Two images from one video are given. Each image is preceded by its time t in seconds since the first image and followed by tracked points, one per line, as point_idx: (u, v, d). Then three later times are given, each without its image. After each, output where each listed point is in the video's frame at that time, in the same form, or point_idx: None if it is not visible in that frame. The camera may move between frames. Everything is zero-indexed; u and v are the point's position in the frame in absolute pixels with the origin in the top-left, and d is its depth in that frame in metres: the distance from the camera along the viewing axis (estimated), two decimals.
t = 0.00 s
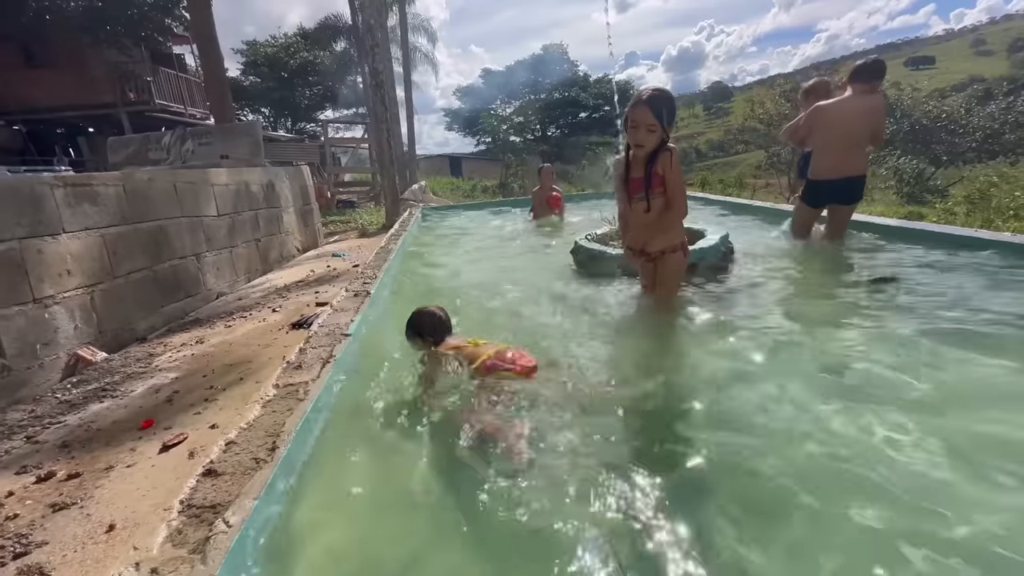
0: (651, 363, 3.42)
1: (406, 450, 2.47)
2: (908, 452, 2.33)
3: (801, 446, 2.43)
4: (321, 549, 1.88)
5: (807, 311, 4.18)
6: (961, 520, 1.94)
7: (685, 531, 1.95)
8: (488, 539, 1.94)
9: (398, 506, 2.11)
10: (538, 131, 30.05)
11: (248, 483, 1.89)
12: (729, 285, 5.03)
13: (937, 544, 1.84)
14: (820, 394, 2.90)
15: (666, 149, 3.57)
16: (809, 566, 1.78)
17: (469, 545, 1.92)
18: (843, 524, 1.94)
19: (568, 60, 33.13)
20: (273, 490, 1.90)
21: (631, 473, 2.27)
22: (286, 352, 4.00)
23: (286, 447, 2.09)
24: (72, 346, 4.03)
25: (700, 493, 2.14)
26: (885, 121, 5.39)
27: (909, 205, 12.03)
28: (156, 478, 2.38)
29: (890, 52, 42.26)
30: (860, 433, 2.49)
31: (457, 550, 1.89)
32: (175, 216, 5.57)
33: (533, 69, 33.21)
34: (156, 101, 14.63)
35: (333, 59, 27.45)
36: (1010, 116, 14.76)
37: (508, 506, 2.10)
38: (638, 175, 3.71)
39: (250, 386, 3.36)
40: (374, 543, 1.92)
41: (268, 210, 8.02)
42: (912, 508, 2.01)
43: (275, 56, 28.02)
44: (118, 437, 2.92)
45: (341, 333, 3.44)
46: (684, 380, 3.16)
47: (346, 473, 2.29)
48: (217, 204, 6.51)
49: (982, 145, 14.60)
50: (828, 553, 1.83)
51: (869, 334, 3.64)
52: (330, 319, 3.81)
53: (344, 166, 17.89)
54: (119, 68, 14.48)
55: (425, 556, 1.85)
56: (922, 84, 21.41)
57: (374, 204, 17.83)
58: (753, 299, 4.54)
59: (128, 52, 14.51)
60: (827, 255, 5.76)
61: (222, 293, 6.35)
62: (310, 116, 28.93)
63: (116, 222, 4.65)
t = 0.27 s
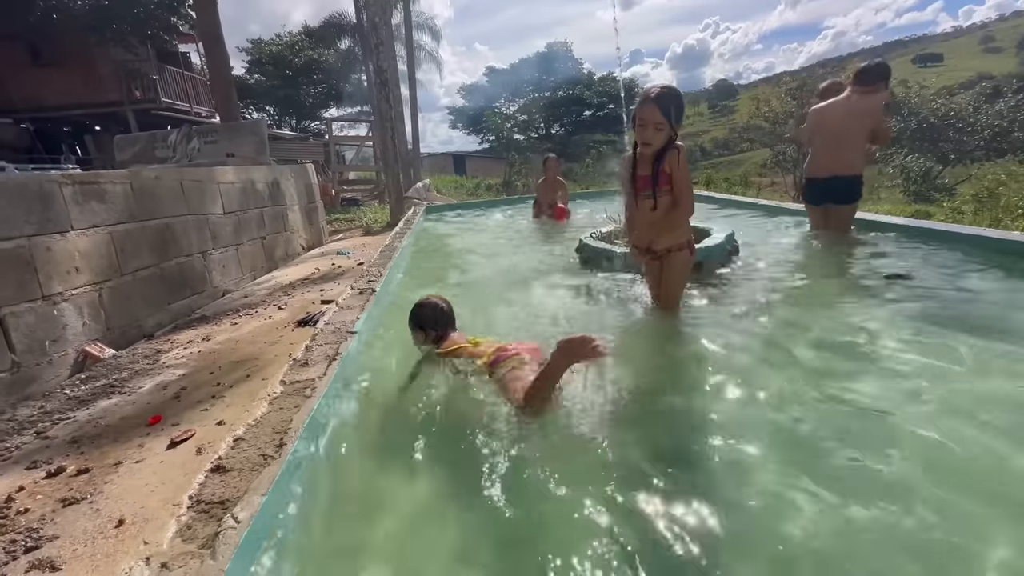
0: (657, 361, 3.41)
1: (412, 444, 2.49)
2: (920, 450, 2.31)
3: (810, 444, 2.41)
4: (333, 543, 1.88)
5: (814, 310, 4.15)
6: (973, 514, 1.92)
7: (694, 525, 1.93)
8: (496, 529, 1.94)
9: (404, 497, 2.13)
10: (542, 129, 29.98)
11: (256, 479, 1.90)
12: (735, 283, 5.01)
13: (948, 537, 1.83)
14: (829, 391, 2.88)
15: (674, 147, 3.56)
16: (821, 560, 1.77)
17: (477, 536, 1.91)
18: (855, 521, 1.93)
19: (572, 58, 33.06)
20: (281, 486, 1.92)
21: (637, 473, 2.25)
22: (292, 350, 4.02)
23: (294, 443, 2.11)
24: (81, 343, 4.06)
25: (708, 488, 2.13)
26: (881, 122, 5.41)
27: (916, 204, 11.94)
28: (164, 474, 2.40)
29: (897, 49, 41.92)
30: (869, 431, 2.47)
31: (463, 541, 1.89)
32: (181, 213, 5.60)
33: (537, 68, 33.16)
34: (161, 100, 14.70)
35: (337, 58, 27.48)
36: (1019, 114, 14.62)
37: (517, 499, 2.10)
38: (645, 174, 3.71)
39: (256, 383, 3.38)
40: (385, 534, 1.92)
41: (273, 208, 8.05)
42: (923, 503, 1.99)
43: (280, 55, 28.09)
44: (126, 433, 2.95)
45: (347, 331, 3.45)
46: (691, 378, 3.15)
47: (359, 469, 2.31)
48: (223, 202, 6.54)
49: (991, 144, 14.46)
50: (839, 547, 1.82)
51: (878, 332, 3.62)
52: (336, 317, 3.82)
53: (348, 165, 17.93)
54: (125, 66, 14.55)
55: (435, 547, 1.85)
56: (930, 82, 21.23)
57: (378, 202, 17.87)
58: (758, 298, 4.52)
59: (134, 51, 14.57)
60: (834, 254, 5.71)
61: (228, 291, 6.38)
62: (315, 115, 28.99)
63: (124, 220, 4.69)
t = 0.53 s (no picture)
0: (660, 359, 3.41)
1: (414, 441, 2.49)
2: (927, 450, 2.30)
3: (815, 444, 2.41)
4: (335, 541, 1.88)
5: (819, 309, 4.14)
6: (980, 514, 1.92)
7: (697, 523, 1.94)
8: (497, 531, 1.93)
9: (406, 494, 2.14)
10: (545, 126, 29.89)
11: (260, 478, 1.91)
12: (740, 282, 4.99)
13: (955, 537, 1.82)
14: (833, 391, 2.87)
15: (680, 146, 3.54)
16: (826, 559, 1.77)
17: (480, 538, 1.90)
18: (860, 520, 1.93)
19: (576, 54, 32.94)
20: (285, 485, 1.92)
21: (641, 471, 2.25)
22: (295, 348, 4.02)
23: (297, 442, 2.11)
24: (85, 340, 4.07)
25: (712, 487, 2.13)
26: (868, 120, 5.44)
27: (921, 202, 11.87)
28: (169, 472, 2.40)
29: (903, 45, 41.59)
30: (875, 431, 2.46)
31: (465, 538, 1.90)
32: (185, 210, 5.60)
33: (540, 64, 33.05)
34: (164, 96, 14.70)
35: (340, 54, 27.41)
36: None
37: (520, 500, 2.09)
38: (651, 172, 3.69)
39: (259, 381, 3.38)
40: (386, 535, 1.91)
41: (276, 205, 8.05)
42: (930, 502, 1.99)
43: (282, 51, 28.05)
44: (130, 430, 2.95)
45: (350, 329, 3.45)
46: (695, 378, 3.15)
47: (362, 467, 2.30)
48: (226, 199, 6.54)
49: (997, 141, 14.36)
50: (845, 546, 1.81)
51: (883, 331, 3.61)
52: (339, 315, 3.83)
53: (351, 161, 17.93)
54: (128, 62, 14.54)
55: (437, 547, 1.85)
56: (936, 79, 21.09)
57: (380, 199, 17.86)
58: (762, 297, 4.50)
59: (137, 47, 14.57)
60: (838, 253, 5.68)
61: (231, 288, 6.39)
62: (317, 111, 28.96)
63: (127, 218, 4.69)
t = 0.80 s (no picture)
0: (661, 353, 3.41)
1: (414, 432, 2.51)
2: (926, 443, 2.30)
3: (813, 436, 2.42)
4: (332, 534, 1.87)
5: (820, 304, 4.13)
6: (976, 507, 1.93)
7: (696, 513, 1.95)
8: (496, 529, 1.92)
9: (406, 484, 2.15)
10: (546, 121, 29.78)
11: (261, 469, 1.92)
12: (741, 277, 4.98)
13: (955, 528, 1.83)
14: (834, 384, 2.88)
15: (683, 138, 3.53)
16: (827, 551, 1.77)
17: (477, 535, 1.89)
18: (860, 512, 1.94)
19: (577, 50, 32.78)
20: (285, 475, 1.93)
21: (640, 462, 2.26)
22: (295, 342, 4.03)
23: (297, 433, 2.12)
24: (86, 333, 4.08)
25: (712, 480, 2.13)
26: (867, 117, 5.40)
27: (923, 199, 11.83)
28: (169, 463, 2.42)
29: (907, 41, 41.37)
30: (875, 424, 2.47)
31: (466, 528, 1.92)
32: (185, 204, 5.60)
33: (541, 59, 32.91)
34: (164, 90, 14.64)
35: (340, 48, 27.28)
36: None
37: (517, 498, 2.08)
38: (653, 163, 3.69)
39: (259, 374, 3.39)
40: (386, 524, 1.93)
41: (277, 199, 8.04)
42: (927, 494, 2.00)
43: (282, 45, 27.93)
44: (131, 422, 2.97)
45: (350, 323, 3.45)
46: (695, 372, 3.15)
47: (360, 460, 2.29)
48: (226, 193, 6.54)
49: (999, 138, 14.31)
50: (846, 539, 1.82)
51: (884, 326, 3.60)
52: (339, 309, 3.83)
53: (351, 156, 17.88)
54: (127, 56, 14.48)
55: (434, 543, 1.84)
56: (939, 75, 20.98)
57: (380, 195, 17.83)
58: (762, 293, 4.50)
59: (137, 41, 14.50)
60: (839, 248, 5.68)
61: (231, 282, 6.39)
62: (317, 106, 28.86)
63: (127, 211, 4.68)
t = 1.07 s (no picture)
0: (659, 347, 3.43)
1: (410, 422, 2.53)
2: (918, 435, 2.34)
3: (807, 429, 2.45)
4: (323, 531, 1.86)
5: (817, 299, 4.16)
6: (964, 498, 1.97)
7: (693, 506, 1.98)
8: (488, 523, 1.92)
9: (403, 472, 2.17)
10: (545, 115, 29.65)
11: (260, 459, 1.93)
12: (738, 271, 5.00)
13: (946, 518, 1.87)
14: (830, 377, 2.91)
15: (680, 130, 3.54)
16: (818, 541, 1.81)
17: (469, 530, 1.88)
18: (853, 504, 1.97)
19: (576, 43, 32.59)
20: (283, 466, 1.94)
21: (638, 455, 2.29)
22: (294, 335, 4.04)
23: (297, 424, 2.14)
24: (84, 326, 4.08)
25: (707, 473, 2.17)
26: (867, 113, 5.40)
27: (921, 194, 11.86)
28: (170, 454, 2.43)
29: (907, 35, 41.20)
30: (870, 417, 2.50)
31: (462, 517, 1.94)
32: (182, 198, 5.58)
33: (540, 53, 32.71)
34: (160, 83, 14.53)
35: (338, 40, 27.07)
36: None
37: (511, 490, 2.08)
38: (650, 156, 3.70)
39: (258, 367, 3.40)
40: (382, 512, 1.95)
41: (274, 193, 8.02)
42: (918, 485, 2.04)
43: (279, 37, 27.68)
44: (130, 414, 2.98)
45: (348, 316, 3.46)
46: (692, 365, 3.17)
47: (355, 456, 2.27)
48: (224, 186, 6.52)
49: (998, 133, 14.32)
50: (837, 530, 1.85)
51: (881, 320, 3.63)
52: (337, 302, 3.84)
53: (349, 150, 17.80)
54: (122, 48, 14.33)
55: (429, 532, 1.86)
56: (939, 70, 20.93)
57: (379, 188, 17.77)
58: (759, 287, 4.52)
59: (132, 32, 14.36)
60: (836, 243, 5.70)
61: (229, 276, 6.39)
62: (315, 99, 28.67)
63: (124, 204, 4.67)
